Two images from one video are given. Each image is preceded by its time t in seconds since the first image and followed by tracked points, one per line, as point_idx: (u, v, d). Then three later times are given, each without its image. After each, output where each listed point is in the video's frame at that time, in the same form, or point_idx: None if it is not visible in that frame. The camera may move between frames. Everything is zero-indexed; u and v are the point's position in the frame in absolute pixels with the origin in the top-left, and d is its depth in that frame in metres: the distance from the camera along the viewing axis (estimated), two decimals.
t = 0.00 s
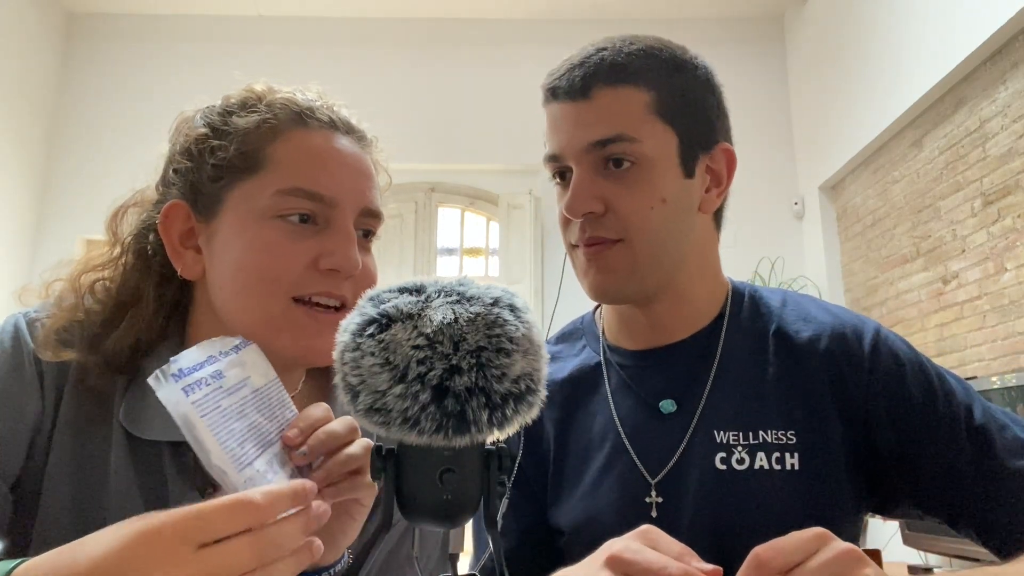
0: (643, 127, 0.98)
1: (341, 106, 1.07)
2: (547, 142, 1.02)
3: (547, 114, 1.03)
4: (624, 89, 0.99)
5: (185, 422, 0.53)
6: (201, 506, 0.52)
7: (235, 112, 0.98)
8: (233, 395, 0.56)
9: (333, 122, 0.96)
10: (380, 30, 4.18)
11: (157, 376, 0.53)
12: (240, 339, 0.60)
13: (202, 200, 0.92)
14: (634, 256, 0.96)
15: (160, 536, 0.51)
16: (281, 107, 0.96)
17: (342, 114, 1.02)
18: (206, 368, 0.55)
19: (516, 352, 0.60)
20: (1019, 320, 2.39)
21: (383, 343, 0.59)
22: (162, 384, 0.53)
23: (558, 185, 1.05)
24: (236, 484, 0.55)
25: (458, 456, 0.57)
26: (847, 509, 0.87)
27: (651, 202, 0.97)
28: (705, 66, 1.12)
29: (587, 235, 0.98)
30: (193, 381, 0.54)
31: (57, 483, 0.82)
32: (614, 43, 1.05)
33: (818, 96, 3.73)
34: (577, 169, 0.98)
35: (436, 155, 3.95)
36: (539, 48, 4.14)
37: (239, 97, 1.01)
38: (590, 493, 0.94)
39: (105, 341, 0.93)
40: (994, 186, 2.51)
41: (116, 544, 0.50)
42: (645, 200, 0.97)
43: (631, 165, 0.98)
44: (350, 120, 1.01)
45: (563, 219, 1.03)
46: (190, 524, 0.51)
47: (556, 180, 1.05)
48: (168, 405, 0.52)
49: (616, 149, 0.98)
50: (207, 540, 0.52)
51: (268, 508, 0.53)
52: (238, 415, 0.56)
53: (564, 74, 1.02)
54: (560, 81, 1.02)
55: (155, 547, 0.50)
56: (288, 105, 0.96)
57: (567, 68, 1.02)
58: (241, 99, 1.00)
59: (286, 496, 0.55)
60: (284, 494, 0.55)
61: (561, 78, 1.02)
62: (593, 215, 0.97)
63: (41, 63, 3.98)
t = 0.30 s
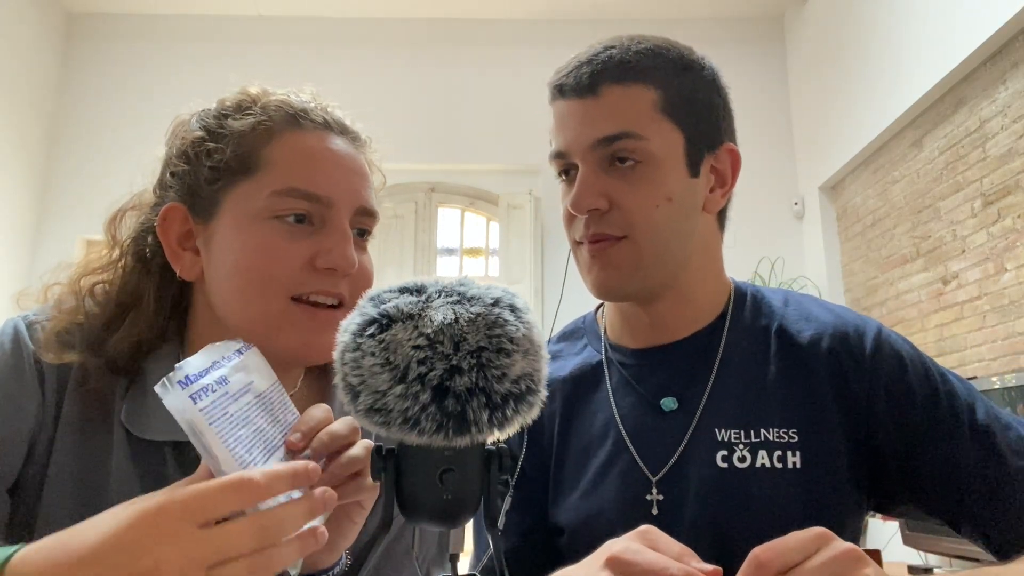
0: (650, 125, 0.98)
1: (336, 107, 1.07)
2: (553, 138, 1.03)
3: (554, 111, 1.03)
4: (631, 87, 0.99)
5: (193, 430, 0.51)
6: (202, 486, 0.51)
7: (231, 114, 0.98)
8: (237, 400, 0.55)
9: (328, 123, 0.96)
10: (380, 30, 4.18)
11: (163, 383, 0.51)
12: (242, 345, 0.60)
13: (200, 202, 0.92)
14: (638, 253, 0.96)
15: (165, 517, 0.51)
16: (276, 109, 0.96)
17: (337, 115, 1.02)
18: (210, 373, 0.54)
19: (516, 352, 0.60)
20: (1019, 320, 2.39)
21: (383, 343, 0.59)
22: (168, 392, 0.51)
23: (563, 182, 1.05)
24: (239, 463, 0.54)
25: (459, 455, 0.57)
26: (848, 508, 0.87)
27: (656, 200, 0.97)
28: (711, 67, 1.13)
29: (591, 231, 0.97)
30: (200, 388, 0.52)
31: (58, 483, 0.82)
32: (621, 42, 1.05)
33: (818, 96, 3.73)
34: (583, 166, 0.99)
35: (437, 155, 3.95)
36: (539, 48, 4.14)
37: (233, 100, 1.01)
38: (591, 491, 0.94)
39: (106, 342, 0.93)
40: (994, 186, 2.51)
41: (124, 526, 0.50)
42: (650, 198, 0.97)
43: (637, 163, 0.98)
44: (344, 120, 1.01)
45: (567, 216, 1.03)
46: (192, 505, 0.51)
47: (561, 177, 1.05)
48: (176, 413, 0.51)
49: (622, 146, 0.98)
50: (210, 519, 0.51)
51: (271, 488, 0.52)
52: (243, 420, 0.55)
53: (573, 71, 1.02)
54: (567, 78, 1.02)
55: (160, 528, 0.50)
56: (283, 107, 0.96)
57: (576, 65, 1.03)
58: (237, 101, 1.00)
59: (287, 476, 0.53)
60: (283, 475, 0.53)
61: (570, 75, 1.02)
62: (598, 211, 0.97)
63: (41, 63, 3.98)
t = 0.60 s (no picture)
0: (654, 122, 0.99)
1: (335, 107, 1.07)
2: (557, 135, 1.03)
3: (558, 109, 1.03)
4: (635, 85, 0.99)
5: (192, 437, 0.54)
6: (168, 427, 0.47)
7: (230, 114, 0.97)
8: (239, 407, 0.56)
9: (326, 122, 0.96)
10: (380, 30, 4.18)
11: (161, 395, 0.54)
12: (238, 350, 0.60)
13: (200, 201, 0.92)
14: (642, 250, 0.96)
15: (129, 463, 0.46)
16: (275, 109, 0.96)
17: (335, 115, 1.02)
18: (210, 381, 0.55)
19: (516, 352, 0.60)
20: (1019, 320, 2.39)
21: (384, 343, 0.59)
22: (167, 402, 0.54)
23: (567, 179, 1.05)
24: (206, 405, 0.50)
25: (459, 456, 0.57)
26: (849, 507, 0.87)
27: (660, 198, 0.97)
28: (715, 67, 1.13)
29: (595, 229, 0.97)
30: (195, 398, 0.54)
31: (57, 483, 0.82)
32: (625, 41, 1.05)
33: (818, 96, 3.73)
34: (587, 164, 0.99)
35: (437, 155, 3.95)
36: (540, 48, 4.13)
37: (232, 100, 1.01)
38: (591, 490, 0.94)
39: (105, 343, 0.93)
40: (994, 186, 2.51)
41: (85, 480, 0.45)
42: (654, 196, 0.97)
43: (641, 160, 0.98)
44: (342, 120, 1.01)
45: (571, 213, 1.03)
46: (160, 445, 0.47)
47: (564, 174, 1.05)
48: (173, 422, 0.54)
49: (626, 144, 0.98)
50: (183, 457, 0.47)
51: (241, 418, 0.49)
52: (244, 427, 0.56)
53: (579, 69, 1.02)
54: (573, 76, 1.02)
55: (128, 474, 0.46)
56: (282, 106, 0.96)
57: (582, 63, 1.03)
58: (235, 102, 1.00)
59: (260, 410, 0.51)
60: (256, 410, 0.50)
61: (574, 74, 1.02)
62: (602, 208, 0.97)
63: (41, 63, 3.98)
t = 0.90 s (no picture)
0: (655, 121, 0.99)
1: (336, 108, 1.06)
2: (558, 135, 1.03)
3: (559, 108, 1.03)
4: (636, 85, 0.99)
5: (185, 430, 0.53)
6: (151, 387, 0.49)
7: (230, 114, 0.97)
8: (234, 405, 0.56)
9: (326, 122, 0.96)
10: (380, 30, 4.18)
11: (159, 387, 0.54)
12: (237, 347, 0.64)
13: (201, 202, 0.92)
14: (643, 249, 0.96)
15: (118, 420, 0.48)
16: (276, 109, 0.96)
17: (335, 115, 1.01)
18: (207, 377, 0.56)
19: (516, 352, 0.60)
20: (1019, 320, 2.39)
21: (384, 343, 0.59)
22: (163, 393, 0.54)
23: (568, 178, 1.05)
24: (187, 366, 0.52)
25: (459, 455, 0.57)
26: (849, 508, 0.87)
27: (661, 196, 0.97)
28: (715, 67, 1.13)
29: (596, 227, 0.97)
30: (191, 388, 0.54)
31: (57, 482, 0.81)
32: (626, 41, 1.05)
33: (818, 95, 3.73)
34: (588, 163, 0.99)
35: (437, 155, 3.95)
36: (540, 48, 4.13)
37: (233, 101, 1.01)
38: (592, 489, 0.94)
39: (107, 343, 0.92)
40: (994, 186, 2.51)
41: (77, 438, 0.48)
42: (655, 195, 0.97)
43: (642, 159, 0.98)
44: (342, 120, 1.01)
45: (572, 212, 1.03)
46: (145, 403, 0.49)
47: (565, 173, 1.05)
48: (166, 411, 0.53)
49: (627, 143, 0.98)
50: (167, 414, 0.49)
51: (220, 376, 0.51)
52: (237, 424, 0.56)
53: (579, 68, 1.02)
54: (573, 75, 1.02)
55: (116, 433, 0.48)
56: (283, 106, 0.96)
57: (583, 62, 1.03)
58: (236, 103, 1.00)
59: (237, 370, 0.53)
60: (233, 369, 0.52)
61: (575, 73, 1.02)
62: (603, 207, 0.97)
63: (41, 63, 3.98)
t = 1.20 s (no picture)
0: (655, 121, 0.99)
1: (334, 108, 1.06)
2: (559, 134, 1.03)
3: (560, 108, 1.03)
4: (637, 84, 0.99)
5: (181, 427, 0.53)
6: (150, 383, 0.50)
7: (230, 114, 0.97)
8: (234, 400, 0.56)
9: (326, 123, 0.96)
10: (380, 30, 4.18)
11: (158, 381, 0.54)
12: (240, 342, 0.63)
13: (200, 202, 0.92)
14: (644, 248, 0.96)
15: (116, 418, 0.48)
16: (274, 109, 0.96)
17: (334, 115, 1.01)
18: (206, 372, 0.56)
19: (516, 352, 0.60)
20: (1019, 320, 2.39)
21: (384, 343, 0.59)
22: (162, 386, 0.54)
23: (569, 178, 1.05)
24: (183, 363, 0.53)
25: (458, 456, 0.57)
26: (849, 508, 0.87)
27: (662, 196, 0.97)
28: (715, 67, 1.13)
29: (597, 226, 0.97)
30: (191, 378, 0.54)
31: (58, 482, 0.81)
32: (627, 41, 1.05)
33: (819, 95, 3.73)
34: (589, 163, 0.99)
35: (437, 155, 3.95)
36: (540, 49, 4.13)
37: (232, 102, 1.00)
38: (592, 489, 0.94)
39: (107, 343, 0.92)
40: (994, 186, 2.51)
41: (76, 436, 0.48)
42: (656, 194, 0.97)
43: (643, 158, 0.98)
44: (341, 121, 1.01)
45: (573, 211, 1.03)
46: (145, 400, 0.49)
47: (566, 173, 1.05)
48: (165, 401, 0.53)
49: (628, 142, 0.98)
50: (168, 411, 0.49)
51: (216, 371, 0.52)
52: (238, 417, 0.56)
53: (581, 68, 1.02)
54: (574, 75, 1.02)
55: (116, 431, 0.48)
56: (281, 107, 0.96)
57: (584, 61, 1.03)
58: (235, 103, 1.00)
59: (232, 367, 0.54)
60: (229, 366, 0.53)
61: (576, 73, 1.02)
62: (604, 206, 0.97)
63: (41, 63, 3.98)
